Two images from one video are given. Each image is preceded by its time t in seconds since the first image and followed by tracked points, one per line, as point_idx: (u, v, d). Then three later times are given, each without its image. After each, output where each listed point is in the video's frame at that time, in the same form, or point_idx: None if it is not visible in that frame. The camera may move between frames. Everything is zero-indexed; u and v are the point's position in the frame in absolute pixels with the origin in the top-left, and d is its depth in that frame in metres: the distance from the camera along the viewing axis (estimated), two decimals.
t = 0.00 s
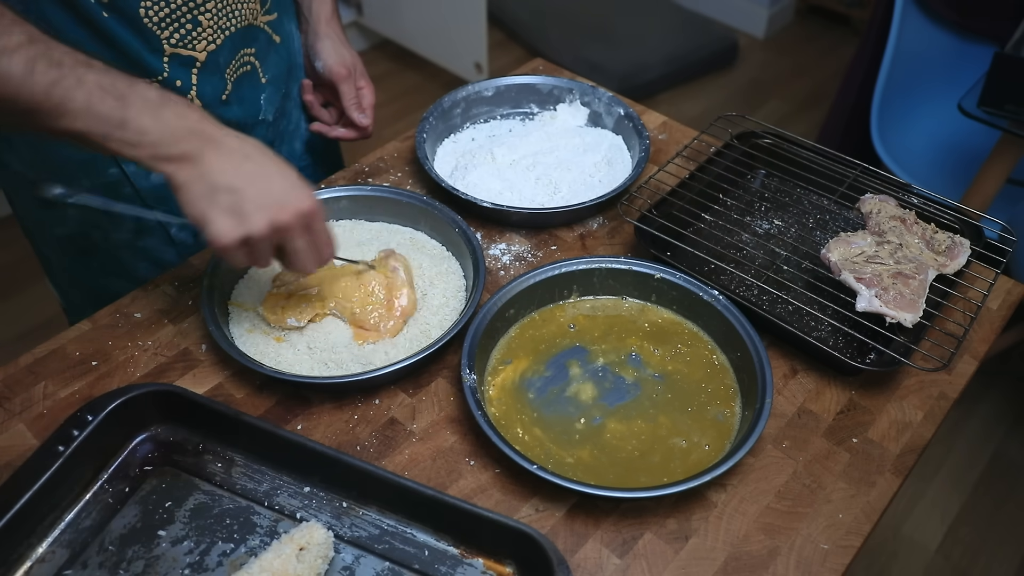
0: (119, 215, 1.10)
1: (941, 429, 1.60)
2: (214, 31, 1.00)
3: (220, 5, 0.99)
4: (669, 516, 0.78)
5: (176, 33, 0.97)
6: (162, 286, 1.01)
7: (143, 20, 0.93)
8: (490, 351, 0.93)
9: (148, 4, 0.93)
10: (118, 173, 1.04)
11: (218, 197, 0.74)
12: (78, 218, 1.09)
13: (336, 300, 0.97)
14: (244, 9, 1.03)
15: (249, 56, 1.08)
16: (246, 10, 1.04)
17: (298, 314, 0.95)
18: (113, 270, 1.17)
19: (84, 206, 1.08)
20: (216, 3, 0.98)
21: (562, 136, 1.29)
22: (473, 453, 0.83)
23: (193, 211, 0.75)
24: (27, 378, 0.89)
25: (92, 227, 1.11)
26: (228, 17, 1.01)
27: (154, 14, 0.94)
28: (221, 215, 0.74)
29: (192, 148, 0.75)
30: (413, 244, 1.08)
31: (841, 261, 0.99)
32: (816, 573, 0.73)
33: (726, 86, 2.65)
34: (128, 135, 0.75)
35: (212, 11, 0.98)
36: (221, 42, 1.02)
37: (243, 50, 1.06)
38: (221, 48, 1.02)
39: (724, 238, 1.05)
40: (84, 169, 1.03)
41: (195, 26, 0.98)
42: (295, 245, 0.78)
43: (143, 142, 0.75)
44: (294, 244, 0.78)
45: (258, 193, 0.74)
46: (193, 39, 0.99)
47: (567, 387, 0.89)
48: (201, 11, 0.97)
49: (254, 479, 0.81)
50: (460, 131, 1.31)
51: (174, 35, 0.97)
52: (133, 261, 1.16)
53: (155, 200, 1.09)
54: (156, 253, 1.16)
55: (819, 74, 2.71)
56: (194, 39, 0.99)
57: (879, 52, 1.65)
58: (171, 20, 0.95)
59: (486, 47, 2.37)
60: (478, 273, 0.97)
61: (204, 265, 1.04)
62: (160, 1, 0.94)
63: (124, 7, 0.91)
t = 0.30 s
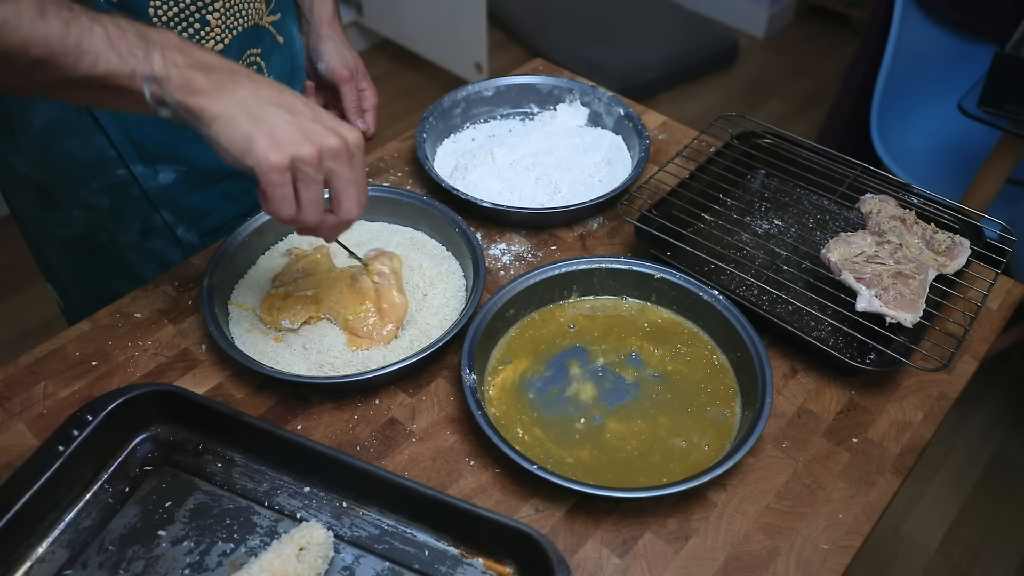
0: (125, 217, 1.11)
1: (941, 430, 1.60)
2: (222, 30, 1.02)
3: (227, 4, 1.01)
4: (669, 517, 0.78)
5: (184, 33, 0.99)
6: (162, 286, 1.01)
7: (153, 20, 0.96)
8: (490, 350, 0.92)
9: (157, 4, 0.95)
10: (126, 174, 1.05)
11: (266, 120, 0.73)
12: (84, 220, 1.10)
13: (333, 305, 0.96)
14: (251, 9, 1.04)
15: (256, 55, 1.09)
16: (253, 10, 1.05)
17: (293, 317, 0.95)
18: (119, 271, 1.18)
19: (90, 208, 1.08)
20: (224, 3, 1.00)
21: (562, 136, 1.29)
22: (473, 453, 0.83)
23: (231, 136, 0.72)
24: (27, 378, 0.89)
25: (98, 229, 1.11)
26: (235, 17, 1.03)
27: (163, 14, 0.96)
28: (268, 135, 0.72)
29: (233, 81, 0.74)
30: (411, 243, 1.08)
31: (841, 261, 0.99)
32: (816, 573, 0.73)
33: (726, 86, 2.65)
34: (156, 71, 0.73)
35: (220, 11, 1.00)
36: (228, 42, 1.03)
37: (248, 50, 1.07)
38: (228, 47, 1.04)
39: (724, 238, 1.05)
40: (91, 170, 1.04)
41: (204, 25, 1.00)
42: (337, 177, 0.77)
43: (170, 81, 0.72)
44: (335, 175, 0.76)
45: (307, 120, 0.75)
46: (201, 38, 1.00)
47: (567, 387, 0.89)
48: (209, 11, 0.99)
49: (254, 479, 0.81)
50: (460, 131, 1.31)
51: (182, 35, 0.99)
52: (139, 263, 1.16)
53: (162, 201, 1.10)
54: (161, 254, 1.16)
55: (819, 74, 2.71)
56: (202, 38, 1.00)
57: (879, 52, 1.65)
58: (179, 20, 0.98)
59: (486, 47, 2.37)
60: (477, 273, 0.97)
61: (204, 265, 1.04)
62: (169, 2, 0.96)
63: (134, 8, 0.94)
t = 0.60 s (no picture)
0: (122, 219, 1.11)
1: (941, 430, 1.60)
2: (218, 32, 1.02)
3: (224, 6, 1.01)
4: (669, 517, 0.78)
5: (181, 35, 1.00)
6: (162, 286, 1.01)
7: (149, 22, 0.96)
8: (490, 350, 0.92)
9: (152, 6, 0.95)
10: (123, 176, 1.06)
11: (340, 122, 0.74)
12: (81, 223, 1.10)
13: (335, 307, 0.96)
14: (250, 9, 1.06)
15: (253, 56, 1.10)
16: (250, 11, 1.06)
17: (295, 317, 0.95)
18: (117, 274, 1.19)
19: (87, 211, 1.09)
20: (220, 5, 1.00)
21: (561, 136, 1.29)
22: (473, 453, 0.83)
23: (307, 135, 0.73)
24: (27, 378, 0.89)
25: (95, 231, 1.11)
26: (231, 19, 1.03)
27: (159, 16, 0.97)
28: (345, 138, 0.73)
29: (309, 81, 0.75)
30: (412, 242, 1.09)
31: (841, 261, 0.99)
32: (816, 573, 0.73)
33: (726, 86, 2.65)
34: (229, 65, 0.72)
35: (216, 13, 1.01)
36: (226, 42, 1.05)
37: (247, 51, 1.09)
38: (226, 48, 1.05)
39: (724, 238, 1.05)
40: (89, 172, 1.04)
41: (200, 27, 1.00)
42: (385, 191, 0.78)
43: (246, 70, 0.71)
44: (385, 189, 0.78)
45: (376, 132, 0.76)
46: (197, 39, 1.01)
47: (567, 387, 0.89)
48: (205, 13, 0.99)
49: (254, 479, 0.81)
50: (460, 131, 1.31)
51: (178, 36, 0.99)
52: (137, 265, 1.17)
53: (159, 203, 1.10)
54: (160, 256, 1.17)
55: (819, 74, 2.71)
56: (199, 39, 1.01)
57: (879, 52, 1.65)
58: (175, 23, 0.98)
59: (486, 47, 2.37)
60: (477, 273, 0.97)
61: (204, 264, 1.04)
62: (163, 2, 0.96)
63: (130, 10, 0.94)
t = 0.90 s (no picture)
0: (118, 235, 1.12)
1: (941, 430, 1.60)
2: (206, 37, 1.03)
3: (212, 12, 1.02)
4: (669, 517, 0.78)
5: (169, 43, 1.00)
6: (162, 286, 1.01)
7: (135, 31, 0.96)
8: (490, 351, 0.93)
9: (139, 15, 0.96)
10: (117, 190, 1.06)
11: (335, 141, 0.74)
12: (77, 239, 1.10)
13: (336, 309, 0.96)
14: (235, 15, 1.05)
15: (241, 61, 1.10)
16: (237, 15, 1.06)
17: (295, 319, 0.95)
18: (112, 290, 1.19)
19: (83, 227, 1.09)
20: (207, 11, 1.01)
21: (561, 136, 1.29)
22: (472, 453, 0.83)
23: (306, 163, 0.74)
24: (27, 378, 0.89)
25: (92, 247, 1.12)
26: (219, 23, 1.04)
27: (146, 24, 0.97)
28: (341, 153, 0.74)
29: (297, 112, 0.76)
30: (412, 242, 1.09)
31: (841, 261, 0.99)
32: (816, 573, 0.73)
33: (726, 86, 2.65)
34: (226, 105, 0.72)
35: (203, 18, 1.01)
36: (214, 49, 1.05)
37: (235, 58, 1.09)
38: (213, 54, 1.05)
39: (724, 238, 1.05)
40: (82, 188, 1.04)
41: (188, 34, 1.01)
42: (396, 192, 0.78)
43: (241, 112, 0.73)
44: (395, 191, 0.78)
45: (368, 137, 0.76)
46: (187, 47, 1.02)
47: (567, 387, 0.89)
48: (193, 18, 1.00)
49: (254, 479, 0.81)
50: (460, 131, 1.31)
51: (167, 45, 1.00)
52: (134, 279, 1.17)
53: (155, 215, 1.11)
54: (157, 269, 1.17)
55: (819, 74, 2.71)
56: (188, 46, 1.02)
57: (879, 51, 1.65)
58: (163, 31, 0.99)
59: (486, 47, 2.37)
60: (477, 273, 0.97)
61: (204, 264, 1.04)
62: (151, 12, 0.97)
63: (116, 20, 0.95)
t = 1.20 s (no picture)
0: (85, 258, 1.10)
1: (941, 430, 1.60)
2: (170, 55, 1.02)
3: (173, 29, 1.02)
4: (669, 517, 0.78)
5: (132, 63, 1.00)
6: (162, 286, 1.01)
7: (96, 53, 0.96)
8: (490, 351, 0.93)
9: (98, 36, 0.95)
10: (83, 214, 1.06)
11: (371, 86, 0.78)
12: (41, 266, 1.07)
13: (335, 309, 0.96)
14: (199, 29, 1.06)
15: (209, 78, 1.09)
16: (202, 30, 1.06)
17: (294, 318, 0.95)
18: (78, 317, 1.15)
19: (48, 252, 1.07)
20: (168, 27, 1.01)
21: (561, 136, 1.29)
22: (472, 453, 0.83)
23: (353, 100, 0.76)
24: (27, 379, 0.89)
25: (58, 272, 1.09)
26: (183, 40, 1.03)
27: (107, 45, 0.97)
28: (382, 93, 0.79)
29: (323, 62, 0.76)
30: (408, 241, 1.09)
31: (841, 261, 0.99)
32: (816, 573, 0.73)
33: (726, 86, 2.65)
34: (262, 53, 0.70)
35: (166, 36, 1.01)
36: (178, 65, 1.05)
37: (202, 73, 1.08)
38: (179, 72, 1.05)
39: (724, 238, 1.05)
40: (47, 212, 1.03)
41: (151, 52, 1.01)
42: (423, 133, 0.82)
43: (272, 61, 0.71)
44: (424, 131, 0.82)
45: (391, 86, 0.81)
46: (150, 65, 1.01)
47: (567, 386, 0.89)
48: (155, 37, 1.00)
49: (254, 479, 0.81)
50: (460, 131, 1.31)
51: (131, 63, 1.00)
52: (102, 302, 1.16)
53: (123, 236, 1.11)
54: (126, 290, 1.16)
55: (819, 74, 2.71)
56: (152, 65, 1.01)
57: (880, 51, 1.65)
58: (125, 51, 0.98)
59: (486, 47, 2.37)
60: (477, 273, 0.97)
61: (204, 264, 1.04)
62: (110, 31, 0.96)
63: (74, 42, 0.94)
